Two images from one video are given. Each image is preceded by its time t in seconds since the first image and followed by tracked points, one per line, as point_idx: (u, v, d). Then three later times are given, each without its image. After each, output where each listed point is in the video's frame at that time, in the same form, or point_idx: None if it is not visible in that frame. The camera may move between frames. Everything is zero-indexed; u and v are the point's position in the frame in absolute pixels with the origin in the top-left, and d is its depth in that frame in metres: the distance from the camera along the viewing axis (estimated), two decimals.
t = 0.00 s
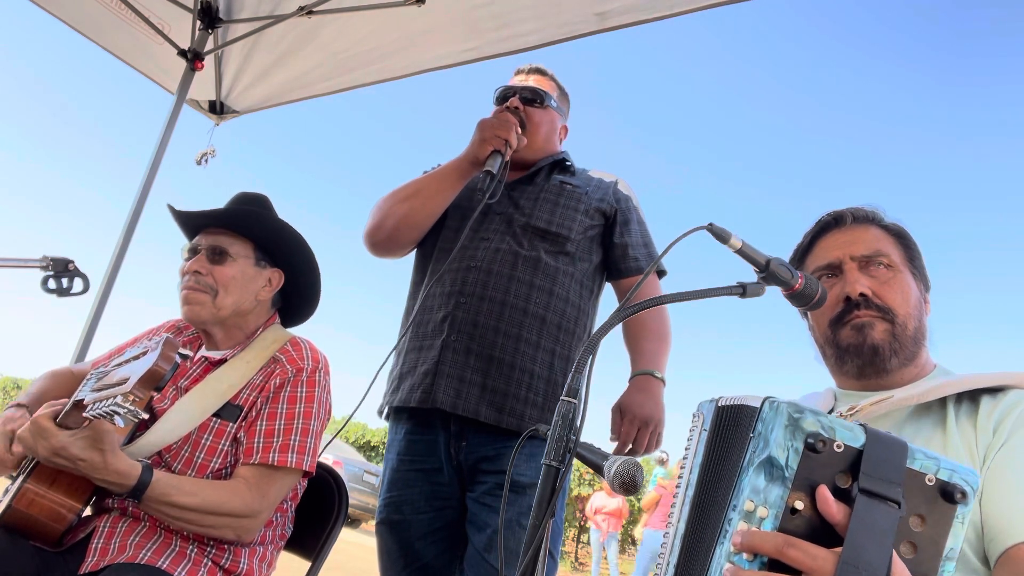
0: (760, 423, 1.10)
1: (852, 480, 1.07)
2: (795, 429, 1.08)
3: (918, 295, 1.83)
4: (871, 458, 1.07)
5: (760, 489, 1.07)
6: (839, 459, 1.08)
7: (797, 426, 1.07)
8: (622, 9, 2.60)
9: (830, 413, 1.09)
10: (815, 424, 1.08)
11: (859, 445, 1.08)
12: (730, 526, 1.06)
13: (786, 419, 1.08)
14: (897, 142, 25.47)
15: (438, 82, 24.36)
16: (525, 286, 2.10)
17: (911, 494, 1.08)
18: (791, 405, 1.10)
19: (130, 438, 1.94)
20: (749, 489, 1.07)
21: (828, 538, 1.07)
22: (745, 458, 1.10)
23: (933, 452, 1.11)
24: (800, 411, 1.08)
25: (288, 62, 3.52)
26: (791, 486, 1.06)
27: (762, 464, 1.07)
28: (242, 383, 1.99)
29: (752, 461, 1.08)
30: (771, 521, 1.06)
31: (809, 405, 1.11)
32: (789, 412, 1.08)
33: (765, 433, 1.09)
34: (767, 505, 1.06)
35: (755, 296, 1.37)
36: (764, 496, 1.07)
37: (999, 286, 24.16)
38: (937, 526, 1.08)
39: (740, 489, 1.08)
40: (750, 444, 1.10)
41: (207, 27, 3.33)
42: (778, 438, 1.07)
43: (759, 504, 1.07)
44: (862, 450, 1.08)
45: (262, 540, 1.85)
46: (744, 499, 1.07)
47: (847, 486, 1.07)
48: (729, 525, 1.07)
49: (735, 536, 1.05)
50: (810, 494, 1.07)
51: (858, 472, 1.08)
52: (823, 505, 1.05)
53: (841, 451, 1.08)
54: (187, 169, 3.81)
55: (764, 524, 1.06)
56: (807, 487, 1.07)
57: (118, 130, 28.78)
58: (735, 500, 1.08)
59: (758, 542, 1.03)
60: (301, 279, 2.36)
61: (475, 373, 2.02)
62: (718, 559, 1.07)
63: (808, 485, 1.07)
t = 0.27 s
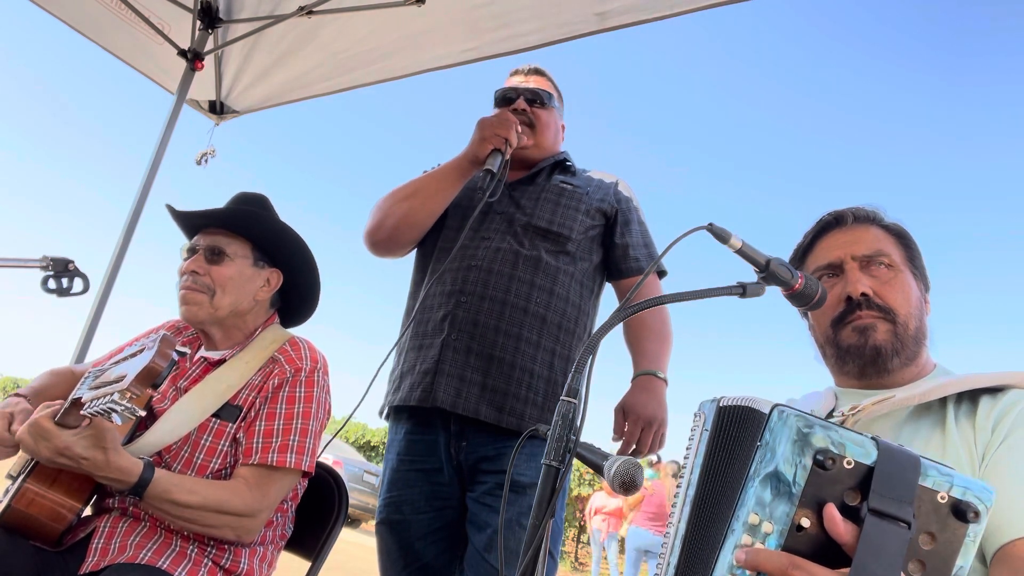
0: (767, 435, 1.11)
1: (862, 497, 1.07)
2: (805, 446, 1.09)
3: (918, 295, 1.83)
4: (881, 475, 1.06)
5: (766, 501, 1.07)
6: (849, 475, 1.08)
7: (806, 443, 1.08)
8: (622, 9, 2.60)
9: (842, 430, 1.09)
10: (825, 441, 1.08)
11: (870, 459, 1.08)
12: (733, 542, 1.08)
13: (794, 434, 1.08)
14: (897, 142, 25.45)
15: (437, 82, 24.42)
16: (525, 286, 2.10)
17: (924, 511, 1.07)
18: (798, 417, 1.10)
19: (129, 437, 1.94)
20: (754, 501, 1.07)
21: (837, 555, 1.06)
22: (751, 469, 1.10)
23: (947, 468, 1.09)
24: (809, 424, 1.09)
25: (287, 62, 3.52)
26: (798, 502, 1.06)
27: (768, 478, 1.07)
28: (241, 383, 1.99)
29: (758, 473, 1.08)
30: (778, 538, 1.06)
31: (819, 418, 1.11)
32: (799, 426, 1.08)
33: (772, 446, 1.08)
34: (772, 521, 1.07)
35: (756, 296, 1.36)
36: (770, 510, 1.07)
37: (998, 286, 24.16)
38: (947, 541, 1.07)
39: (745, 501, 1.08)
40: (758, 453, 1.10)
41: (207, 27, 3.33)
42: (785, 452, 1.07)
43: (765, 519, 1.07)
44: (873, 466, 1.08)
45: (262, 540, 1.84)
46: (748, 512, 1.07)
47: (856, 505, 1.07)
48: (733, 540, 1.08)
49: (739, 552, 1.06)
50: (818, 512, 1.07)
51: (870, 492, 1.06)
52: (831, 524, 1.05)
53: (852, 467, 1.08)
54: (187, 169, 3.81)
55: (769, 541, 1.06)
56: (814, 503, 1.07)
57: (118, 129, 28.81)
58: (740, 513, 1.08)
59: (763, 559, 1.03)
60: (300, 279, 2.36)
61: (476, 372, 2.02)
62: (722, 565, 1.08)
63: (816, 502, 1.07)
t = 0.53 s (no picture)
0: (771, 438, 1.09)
1: (868, 509, 1.03)
2: (809, 455, 1.05)
3: (918, 295, 1.83)
4: (888, 483, 1.03)
5: (769, 509, 1.05)
6: (854, 485, 1.04)
7: (811, 453, 1.04)
8: (622, 9, 2.60)
9: (848, 437, 1.05)
10: (830, 451, 1.04)
11: (877, 472, 1.04)
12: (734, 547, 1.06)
13: (799, 443, 1.05)
14: (897, 142, 25.45)
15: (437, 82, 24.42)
16: (529, 286, 2.10)
17: (930, 522, 1.03)
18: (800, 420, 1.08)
19: (130, 437, 1.95)
20: (757, 508, 1.05)
21: (842, 566, 1.03)
22: (755, 474, 1.09)
23: (952, 475, 1.06)
24: (815, 435, 1.05)
25: (288, 62, 3.52)
26: (801, 513, 1.03)
27: (772, 485, 1.05)
28: (240, 383, 1.99)
29: (761, 479, 1.07)
30: (781, 544, 1.03)
31: (824, 425, 1.07)
32: (803, 435, 1.05)
33: (777, 452, 1.06)
34: (775, 530, 1.04)
35: (755, 296, 1.37)
36: (774, 520, 1.04)
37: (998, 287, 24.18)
38: (954, 550, 1.04)
39: (747, 506, 1.07)
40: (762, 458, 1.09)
41: (208, 27, 3.33)
42: (790, 462, 1.05)
43: (768, 527, 1.05)
44: (880, 477, 1.04)
45: (263, 540, 1.84)
46: (750, 520, 1.06)
47: (862, 516, 1.03)
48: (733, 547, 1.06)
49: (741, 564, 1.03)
50: (821, 522, 1.03)
51: (877, 503, 1.03)
52: (836, 536, 1.01)
53: (857, 478, 1.03)
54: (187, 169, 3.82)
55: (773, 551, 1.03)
56: (819, 514, 1.03)
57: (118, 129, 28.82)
58: (742, 520, 1.07)
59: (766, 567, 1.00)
60: (300, 280, 2.37)
61: (480, 372, 2.02)
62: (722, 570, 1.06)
63: (820, 512, 1.03)
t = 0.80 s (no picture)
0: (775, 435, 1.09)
1: (870, 507, 1.03)
2: (812, 454, 1.05)
3: (918, 296, 1.83)
4: (891, 483, 1.03)
5: (771, 509, 1.05)
6: (856, 485, 1.04)
7: (812, 454, 1.04)
8: (622, 9, 2.60)
9: (850, 438, 1.05)
10: (832, 451, 1.04)
11: (880, 471, 1.04)
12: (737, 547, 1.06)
13: (801, 441, 1.05)
14: (897, 142, 25.43)
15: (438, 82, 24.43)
16: (531, 286, 2.10)
17: (931, 520, 1.04)
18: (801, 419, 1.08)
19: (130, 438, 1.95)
20: (759, 507, 1.05)
21: (845, 567, 1.03)
22: (757, 475, 1.09)
23: (955, 474, 1.06)
24: (816, 434, 1.05)
25: (288, 62, 3.52)
26: (805, 513, 1.03)
27: (774, 485, 1.05)
28: (241, 383, 1.99)
29: (762, 481, 1.07)
30: (784, 546, 1.03)
31: (825, 425, 1.07)
32: (806, 435, 1.05)
33: (780, 451, 1.06)
34: (778, 532, 1.04)
35: (755, 296, 1.37)
36: (776, 521, 1.04)
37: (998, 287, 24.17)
38: (956, 549, 1.04)
39: (750, 509, 1.06)
40: (763, 459, 1.09)
41: (208, 27, 3.33)
42: (792, 461, 1.04)
43: (771, 528, 1.04)
44: (883, 476, 1.04)
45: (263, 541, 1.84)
46: (753, 519, 1.05)
47: (864, 516, 1.03)
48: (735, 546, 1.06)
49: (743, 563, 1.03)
50: (825, 522, 1.03)
51: (878, 504, 1.02)
52: (839, 538, 1.01)
53: (859, 478, 1.03)
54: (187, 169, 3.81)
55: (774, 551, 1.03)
56: (822, 514, 1.03)
57: (118, 129, 28.84)
58: (744, 521, 1.07)
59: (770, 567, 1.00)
60: (300, 280, 2.36)
61: (482, 373, 2.02)
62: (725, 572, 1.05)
63: (823, 512, 1.03)
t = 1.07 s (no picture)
0: (780, 435, 1.09)
1: (878, 508, 1.02)
2: (819, 453, 1.04)
3: (918, 296, 1.83)
4: (898, 483, 1.02)
5: (777, 509, 1.04)
6: (863, 484, 1.03)
7: (819, 451, 1.03)
8: (622, 10, 2.60)
9: (856, 435, 1.05)
10: (840, 448, 1.04)
11: (886, 469, 1.04)
12: (742, 547, 1.05)
13: (807, 440, 1.04)
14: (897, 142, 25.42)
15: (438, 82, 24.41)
16: (533, 286, 2.10)
17: (938, 519, 1.04)
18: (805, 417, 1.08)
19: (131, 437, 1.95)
20: (765, 508, 1.05)
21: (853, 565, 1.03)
22: (760, 474, 1.09)
23: (957, 473, 1.07)
24: (823, 431, 1.05)
25: (288, 61, 3.52)
26: (811, 513, 1.03)
27: (780, 486, 1.05)
28: (242, 384, 1.99)
29: (768, 481, 1.06)
30: (790, 547, 1.02)
31: (833, 423, 1.07)
32: (812, 433, 1.05)
33: (785, 450, 1.06)
34: (785, 532, 1.03)
35: (755, 296, 1.37)
36: (783, 521, 1.04)
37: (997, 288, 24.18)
38: (962, 549, 1.04)
39: (754, 511, 1.06)
40: (768, 458, 1.09)
41: (208, 27, 3.33)
42: (798, 460, 1.04)
43: (777, 528, 1.04)
44: (890, 475, 1.04)
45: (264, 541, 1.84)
46: (760, 519, 1.05)
47: (872, 515, 1.02)
48: (741, 545, 1.06)
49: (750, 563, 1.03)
50: (831, 521, 1.03)
51: (885, 501, 1.02)
52: (846, 535, 1.00)
53: (867, 476, 1.03)
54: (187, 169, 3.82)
55: (781, 551, 1.03)
56: (829, 513, 1.03)
57: (119, 129, 28.87)
58: (748, 521, 1.07)
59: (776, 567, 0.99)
60: (302, 280, 2.37)
61: (485, 372, 2.02)
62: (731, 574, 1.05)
63: (830, 512, 1.03)
